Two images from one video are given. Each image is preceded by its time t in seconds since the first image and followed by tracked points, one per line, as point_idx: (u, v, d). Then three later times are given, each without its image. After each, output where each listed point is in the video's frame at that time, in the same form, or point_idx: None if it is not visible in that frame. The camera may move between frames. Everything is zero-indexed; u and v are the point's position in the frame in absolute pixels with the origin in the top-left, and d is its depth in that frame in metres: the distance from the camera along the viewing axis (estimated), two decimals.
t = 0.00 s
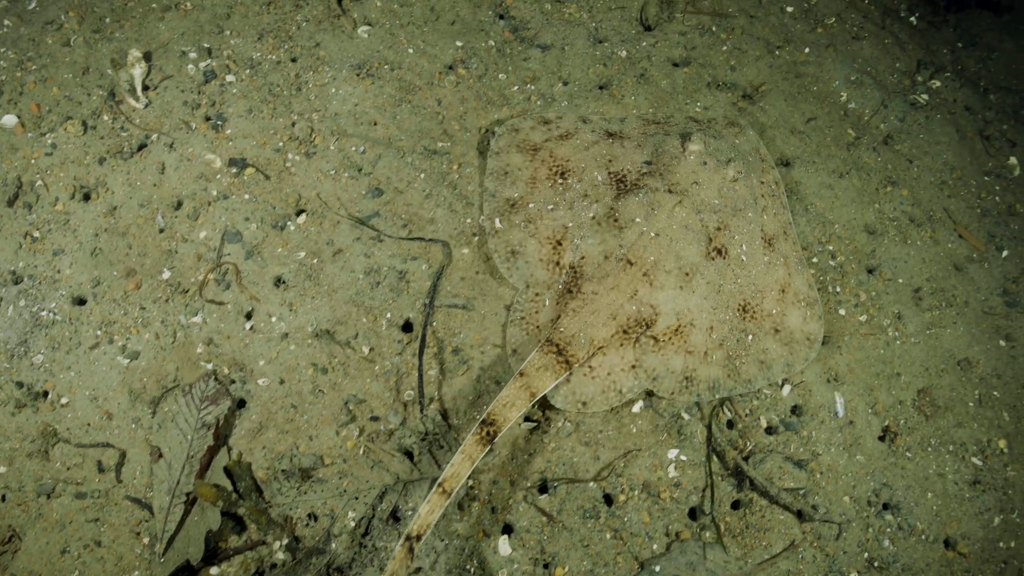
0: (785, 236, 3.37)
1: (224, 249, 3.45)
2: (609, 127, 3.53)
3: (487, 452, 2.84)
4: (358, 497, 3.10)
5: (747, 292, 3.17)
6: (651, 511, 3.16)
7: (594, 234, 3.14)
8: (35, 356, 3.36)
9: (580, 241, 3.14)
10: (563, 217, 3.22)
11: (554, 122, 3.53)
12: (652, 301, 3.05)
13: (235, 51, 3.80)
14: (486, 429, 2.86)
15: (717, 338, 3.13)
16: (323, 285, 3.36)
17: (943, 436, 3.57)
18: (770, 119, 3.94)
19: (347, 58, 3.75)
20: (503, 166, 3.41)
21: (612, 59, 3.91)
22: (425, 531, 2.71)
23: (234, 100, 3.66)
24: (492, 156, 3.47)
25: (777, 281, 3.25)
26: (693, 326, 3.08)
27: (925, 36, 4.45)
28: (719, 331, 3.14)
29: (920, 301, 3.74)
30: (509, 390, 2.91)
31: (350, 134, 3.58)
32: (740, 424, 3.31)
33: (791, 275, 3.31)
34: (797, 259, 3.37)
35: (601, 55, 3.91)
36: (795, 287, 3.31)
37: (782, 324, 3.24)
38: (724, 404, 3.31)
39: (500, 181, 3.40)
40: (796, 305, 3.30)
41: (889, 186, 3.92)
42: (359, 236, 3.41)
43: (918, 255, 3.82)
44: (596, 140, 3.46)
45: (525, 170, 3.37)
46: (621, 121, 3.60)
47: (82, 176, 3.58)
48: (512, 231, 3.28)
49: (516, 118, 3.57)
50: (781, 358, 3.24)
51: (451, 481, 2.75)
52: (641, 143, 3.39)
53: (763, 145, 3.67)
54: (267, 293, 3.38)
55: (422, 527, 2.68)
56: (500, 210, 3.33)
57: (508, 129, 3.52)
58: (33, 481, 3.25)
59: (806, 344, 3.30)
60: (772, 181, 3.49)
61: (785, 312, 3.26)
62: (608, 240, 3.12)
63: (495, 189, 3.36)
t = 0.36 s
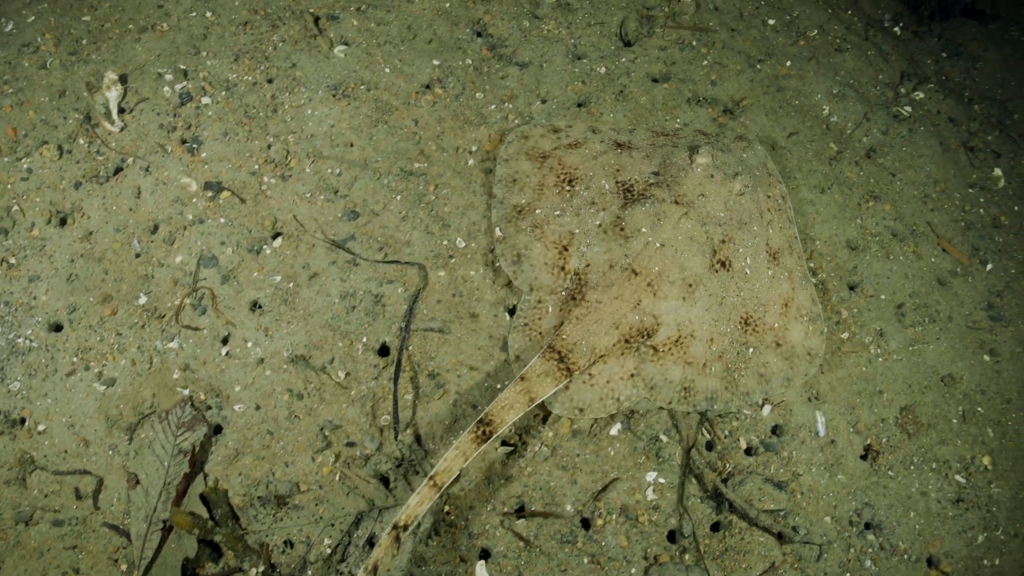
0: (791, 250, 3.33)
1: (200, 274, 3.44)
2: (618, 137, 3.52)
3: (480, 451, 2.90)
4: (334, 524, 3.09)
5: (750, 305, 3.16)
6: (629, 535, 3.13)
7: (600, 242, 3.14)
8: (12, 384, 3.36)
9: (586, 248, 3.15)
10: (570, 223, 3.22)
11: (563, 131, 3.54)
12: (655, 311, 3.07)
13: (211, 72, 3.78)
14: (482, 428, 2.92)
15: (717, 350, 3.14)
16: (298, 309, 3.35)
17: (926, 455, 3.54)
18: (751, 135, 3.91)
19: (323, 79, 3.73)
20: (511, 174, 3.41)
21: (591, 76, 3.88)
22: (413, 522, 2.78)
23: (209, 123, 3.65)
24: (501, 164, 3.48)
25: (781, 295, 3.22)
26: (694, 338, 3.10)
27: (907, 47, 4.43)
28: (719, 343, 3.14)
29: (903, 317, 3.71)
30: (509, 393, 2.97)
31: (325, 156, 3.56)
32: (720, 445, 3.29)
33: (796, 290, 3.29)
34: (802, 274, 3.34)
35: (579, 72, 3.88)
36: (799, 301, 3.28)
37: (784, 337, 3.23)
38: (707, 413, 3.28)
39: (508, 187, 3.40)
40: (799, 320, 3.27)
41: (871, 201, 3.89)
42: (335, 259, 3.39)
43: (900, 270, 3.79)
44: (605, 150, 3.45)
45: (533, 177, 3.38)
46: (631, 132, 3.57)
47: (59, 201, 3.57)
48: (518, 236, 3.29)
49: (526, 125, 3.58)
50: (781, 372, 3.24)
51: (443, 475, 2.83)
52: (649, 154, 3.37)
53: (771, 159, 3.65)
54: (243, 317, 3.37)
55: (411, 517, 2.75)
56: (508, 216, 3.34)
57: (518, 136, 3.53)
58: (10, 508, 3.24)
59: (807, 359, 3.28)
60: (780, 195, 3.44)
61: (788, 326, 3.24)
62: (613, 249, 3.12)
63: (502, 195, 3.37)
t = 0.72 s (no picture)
0: (793, 258, 3.34)
1: (175, 292, 3.44)
2: (624, 142, 3.52)
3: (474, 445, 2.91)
4: (309, 543, 3.09)
5: (750, 312, 3.19)
6: (605, 551, 3.12)
7: (603, 245, 3.18)
8: None
9: (589, 250, 3.19)
10: (574, 225, 3.26)
11: (571, 133, 3.57)
12: (655, 315, 3.10)
13: (186, 88, 3.77)
14: (478, 423, 2.95)
15: (714, 356, 3.16)
16: (273, 327, 3.34)
17: (906, 466, 3.52)
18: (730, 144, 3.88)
19: (298, 94, 3.72)
20: (517, 174, 3.44)
21: (568, 87, 3.84)
22: (402, 508, 2.80)
23: (184, 139, 3.63)
24: (508, 163, 3.51)
25: (782, 303, 3.24)
26: (693, 342, 3.12)
27: (889, 53, 4.39)
28: (717, 349, 3.17)
29: (883, 328, 3.69)
30: (507, 389, 3.00)
31: (300, 172, 3.55)
32: (697, 459, 3.27)
33: (797, 298, 3.31)
34: (804, 283, 3.36)
35: (556, 83, 3.84)
36: (800, 310, 3.30)
37: (783, 345, 3.25)
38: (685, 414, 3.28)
39: (513, 187, 3.43)
40: (799, 328, 3.29)
41: (851, 210, 3.86)
42: (309, 276, 3.38)
43: (880, 280, 3.77)
44: (611, 154, 3.46)
45: (539, 177, 3.42)
46: (637, 138, 3.58)
47: (34, 220, 3.57)
48: (523, 235, 3.32)
49: (534, 126, 3.62)
50: (780, 379, 3.26)
51: (435, 464, 2.83)
52: (654, 160, 3.36)
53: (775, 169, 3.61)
54: (218, 336, 3.37)
55: (400, 502, 2.76)
56: (513, 215, 3.37)
57: (526, 136, 3.56)
58: None
59: (806, 366, 3.30)
60: (784, 204, 3.44)
61: (787, 334, 3.26)
62: (616, 252, 3.16)
63: (507, 194, 3.40)
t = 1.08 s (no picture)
0: (789, 266, 3.39)
1: (145, 307, 3.43)
2: (625, 145, 3.56)
3: (460, 438, 2.91)
4: (278, 560, 3.07)
5: (743, 316, 3.21)
6: (576, 564, 3.08)
7: (597, 243, 3.19)
8: None
9: (583, 248, 3.20)
10: (570, 222, 3.28)
11: (572, 132, 3.60)
12: (647, 315, 3.11)
13: (156, 101, 3.75)
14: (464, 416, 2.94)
15: (705, 358, 3.18)
16: (243, 342, 3.33)
17: (883, 474, 3.50)
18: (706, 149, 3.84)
19: (267, 106, 3.69)
20: (517, 171, 3.48)
21: (540, 94, 3.81)
22: (386, 497, 2.80)
23: (153, 153, 3.62)
24: (508, 159, 3.55)
25: (775, 309, 3.27)
26: (684, 344, 3.14)
27: (866, 56, 4.36)
28: (708, 351, 3.19)
29: (859, 334, 3.67)
30: (495, 383, 2.99)
31: (269, 185, 3.53)
32: (669, 470, 3.25)
33: (791, 305, 3.34)
34: (798, 291, 3.40)
35: (528, 91, 3.81)
36: (793, 317, 3.33)
37: (774, 351, 3.28)
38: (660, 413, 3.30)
39: (512, 183, 3.47)
40: (791, 335, 3.31)
41: (827, 215, 3.83)
42: (278, 290, 3.37)
43: (857, 286, 3.74)
44: (611, 156, 3.50)
45: (538, 174, 3.45)
46: (637, 140, 3.61)
47: (4, 237, 3.56)
48: (519, 230, 3.35)
49: (536, 124, 3.66)
50: (769, 385, 3.28)
51: (421, 455, 2.83)
52: (654, 163, 3.42)
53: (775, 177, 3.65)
54: (188, 351, 3.35)
55: (385, 490, 2.77)
56: (510, 210, 3.41)
57: (527, 133, 3.60)
58: None
59: (796, 374, 3.32)
60: (781, 212, 3.49)
61: (779, 340, 3.29)
62: (610, 251, 3.17)
63: (506, 189, 3.43)
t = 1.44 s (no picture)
0: (781, 278, 3.40)
1: (116, 324, 3.41)
2: (624, 150, 3.58)
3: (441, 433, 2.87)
4: None
5: (732, 325, 3.20)
6: None
7: (588, 242, 3.21)
8: None
9: (574, 246, 3.21)
10: (563, 221, 3.29)
11: (572, 135, 3.63)
12: (633, 315, 3.10)
13: (127, 115, 3.73)
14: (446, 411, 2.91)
15: (691, 363, 3.17)
16: (213, 358, 3.32)
17: (860, 486, 3.46)
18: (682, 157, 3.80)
19: (238, 118, 3.67)
20: (515, 168, 3.49)
21: (513, 104, 3.77)
22: (362, 487, 2.77)
23: (124, 168, 3.60)
24: (507, 156, 3.55)
25: (764, 320, 3.27)
26: (670, 347, 3.13)
27: (846, 61, 4.33)
28: (694, 357, 3.17)
29: (837, 343, 3.64)
30: (478, 379, 2.96)
31: (239, 199, 3.51)
32: (642, 484, 3.23)
33: (780, 317, 3.34)
34: (789, 304, 3.39)
35: (501, 100, 3.77)
36: (782, 329, 3.33)
37: (761, 361, 3.26)
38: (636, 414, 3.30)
39: (510, 179, 3.47)
40: (778, 347, 3.30)
41: (805, 222, 3.80)
42: (248, 306, 3.34)
43: (834, 294, 3.71)
44: (609, 160, 3.52)
45: (535, 172, 3.46)
46: (637, 146, 3.64)
47: None
48: (513, 226, 3.35)
49: (536, 124, 3.68)
50: (753, 396, 3.26)
51: (401, 447, 2.79)
52: (652, 168, 3.43)
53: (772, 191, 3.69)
54: (158, 368, 3.34)
55: (362, 479, 2.74)
56: (505, 206, 3.40)
57: (528, 133, 3.62)
58: None
59: (780, 388, 3.30)
60: (776, 224, 3.50)
61: (766, 351, 3.27)
62: (600, 250, 3.18)
63: (503, 185, 3.44)
